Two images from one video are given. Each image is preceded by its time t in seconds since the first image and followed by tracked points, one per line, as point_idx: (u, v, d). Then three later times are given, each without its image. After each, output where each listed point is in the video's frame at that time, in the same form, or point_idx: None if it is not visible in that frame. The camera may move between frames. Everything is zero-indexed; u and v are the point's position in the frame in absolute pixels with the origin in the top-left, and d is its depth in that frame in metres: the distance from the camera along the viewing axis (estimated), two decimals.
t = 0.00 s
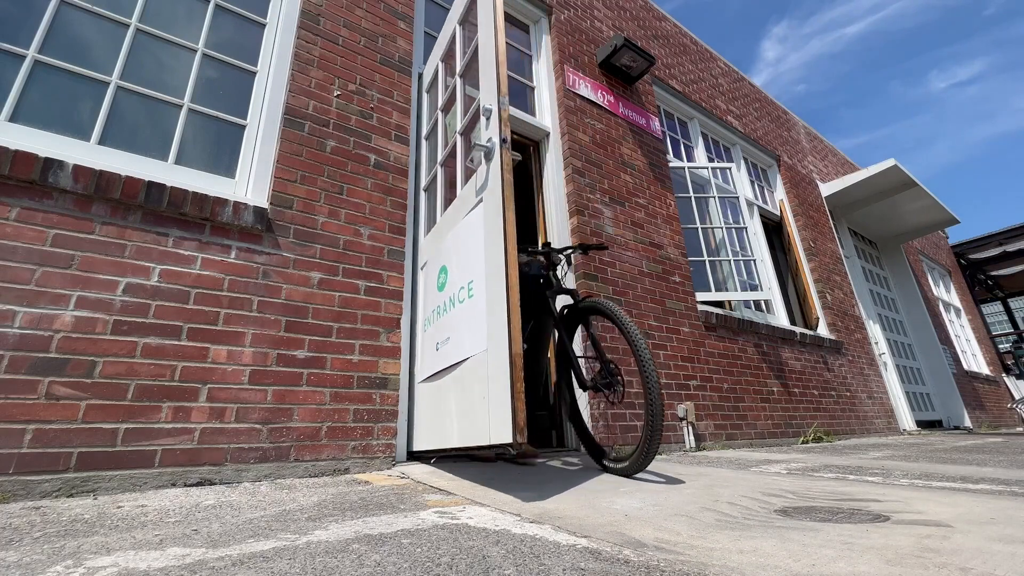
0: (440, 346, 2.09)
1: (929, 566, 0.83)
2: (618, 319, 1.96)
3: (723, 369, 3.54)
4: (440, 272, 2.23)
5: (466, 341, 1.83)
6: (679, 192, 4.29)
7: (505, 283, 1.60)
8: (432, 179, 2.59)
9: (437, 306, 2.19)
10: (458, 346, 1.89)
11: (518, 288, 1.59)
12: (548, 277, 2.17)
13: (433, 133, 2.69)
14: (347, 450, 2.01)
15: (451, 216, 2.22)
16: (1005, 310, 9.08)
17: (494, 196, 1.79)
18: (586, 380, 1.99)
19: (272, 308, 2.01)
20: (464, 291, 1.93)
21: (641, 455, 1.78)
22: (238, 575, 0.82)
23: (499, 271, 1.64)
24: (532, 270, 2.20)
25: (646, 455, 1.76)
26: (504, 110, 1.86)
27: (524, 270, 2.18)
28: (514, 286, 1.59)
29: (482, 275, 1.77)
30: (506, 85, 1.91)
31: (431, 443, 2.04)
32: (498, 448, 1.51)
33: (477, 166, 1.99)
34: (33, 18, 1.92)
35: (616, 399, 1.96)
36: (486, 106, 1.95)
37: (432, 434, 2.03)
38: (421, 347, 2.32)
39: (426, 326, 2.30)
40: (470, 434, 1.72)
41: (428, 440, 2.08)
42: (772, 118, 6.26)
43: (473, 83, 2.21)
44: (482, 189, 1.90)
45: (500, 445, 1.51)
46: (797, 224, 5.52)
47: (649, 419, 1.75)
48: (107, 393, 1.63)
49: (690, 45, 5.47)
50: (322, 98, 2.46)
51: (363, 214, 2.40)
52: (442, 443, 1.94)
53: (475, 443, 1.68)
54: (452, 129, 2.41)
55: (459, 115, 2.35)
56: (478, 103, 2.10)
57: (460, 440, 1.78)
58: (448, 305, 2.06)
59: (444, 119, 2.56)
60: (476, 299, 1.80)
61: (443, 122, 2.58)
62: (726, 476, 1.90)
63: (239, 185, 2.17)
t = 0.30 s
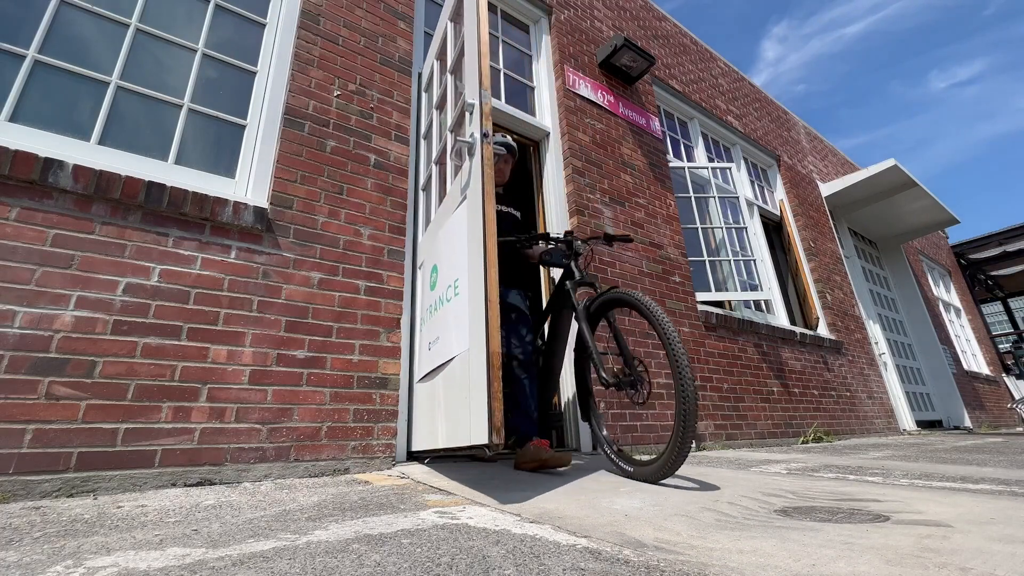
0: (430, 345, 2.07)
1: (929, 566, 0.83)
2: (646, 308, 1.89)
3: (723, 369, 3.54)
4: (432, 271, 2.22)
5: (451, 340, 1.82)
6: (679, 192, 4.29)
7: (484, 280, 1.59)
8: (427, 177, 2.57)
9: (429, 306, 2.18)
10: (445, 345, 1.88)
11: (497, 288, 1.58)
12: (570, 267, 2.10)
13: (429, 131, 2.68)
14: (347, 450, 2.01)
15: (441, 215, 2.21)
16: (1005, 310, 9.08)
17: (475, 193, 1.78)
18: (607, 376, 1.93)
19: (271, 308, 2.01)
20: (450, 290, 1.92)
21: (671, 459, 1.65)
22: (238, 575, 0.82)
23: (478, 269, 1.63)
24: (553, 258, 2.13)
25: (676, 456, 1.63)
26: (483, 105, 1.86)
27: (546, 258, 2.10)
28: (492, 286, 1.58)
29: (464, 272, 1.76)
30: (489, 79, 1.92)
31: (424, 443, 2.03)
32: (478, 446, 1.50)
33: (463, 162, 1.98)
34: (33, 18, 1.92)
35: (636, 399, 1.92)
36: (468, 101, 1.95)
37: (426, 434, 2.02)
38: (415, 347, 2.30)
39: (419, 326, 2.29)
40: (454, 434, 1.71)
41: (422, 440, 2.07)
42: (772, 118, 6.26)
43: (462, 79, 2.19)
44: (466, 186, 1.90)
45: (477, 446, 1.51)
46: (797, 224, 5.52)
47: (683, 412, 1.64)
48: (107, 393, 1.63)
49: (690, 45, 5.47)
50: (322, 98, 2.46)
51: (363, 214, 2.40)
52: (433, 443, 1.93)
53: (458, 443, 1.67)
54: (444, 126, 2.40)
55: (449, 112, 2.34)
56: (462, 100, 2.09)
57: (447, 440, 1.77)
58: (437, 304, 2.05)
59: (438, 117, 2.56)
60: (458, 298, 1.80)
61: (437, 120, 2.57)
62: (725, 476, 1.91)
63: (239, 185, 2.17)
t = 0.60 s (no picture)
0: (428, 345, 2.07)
1: (929, 565, 0.83)
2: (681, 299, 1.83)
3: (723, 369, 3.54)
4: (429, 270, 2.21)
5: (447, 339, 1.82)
6: (679, 192, 4.29)
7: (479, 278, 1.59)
8: (426, 177, 2.56)
9: (427, 305, 2.17)
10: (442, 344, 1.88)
11: (491, 288, 1.58)
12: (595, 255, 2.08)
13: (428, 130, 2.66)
14: (347, 450, 2.01)
15: (439, 214, 2.21)
16: (1005, 310, 9.08)
17: (470, 191, 1.78)
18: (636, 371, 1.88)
19: (272, 308, 2.01)
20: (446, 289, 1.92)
21: (713, 460, 1.57)
22: (238, 575, 0.82)
23: (473, 267, 1.63)
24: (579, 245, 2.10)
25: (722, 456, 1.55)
26: (477, 103, 1.86)
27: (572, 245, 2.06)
28: (486, 286, 1.59)
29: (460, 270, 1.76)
30: (483, 78, 1.92)
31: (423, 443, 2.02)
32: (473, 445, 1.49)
33: (459, 159, 1.97)
34: (32, 18, 1.92)
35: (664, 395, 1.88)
36: (463, 100, 1.95)
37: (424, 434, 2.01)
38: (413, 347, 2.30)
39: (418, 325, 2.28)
40: (451, 434, 1.70)
41: (422, 439, 2.05)
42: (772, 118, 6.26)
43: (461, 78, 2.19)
44: (461, 184, 1.90)
45: (471, 446, 1.52)
46: (796, 224, 5.52)
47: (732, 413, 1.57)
48: (107, 393, 1.63)
49: (690, 45, 5.47)
50: (322, 98, 2.46)
51: (363, 214, 2.40)
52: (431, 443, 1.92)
53: (455, 442, 1.66)
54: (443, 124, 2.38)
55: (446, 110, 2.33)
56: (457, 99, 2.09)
57: (444, 440, 1.76)
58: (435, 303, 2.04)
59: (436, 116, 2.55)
60: (453, 298, 1.80)
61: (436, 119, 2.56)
62: (725, 476, 1.91)
63: (240, 185, 2.17)
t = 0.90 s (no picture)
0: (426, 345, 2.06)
1: (929, 566, 0.83)
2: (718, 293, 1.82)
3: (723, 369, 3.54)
4: (427, 270, 2.20)
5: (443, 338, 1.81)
6: (680, 193, 4.29)
7: (473, 277, 1.59)
8: (424, 177, 2.55)
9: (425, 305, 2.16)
10: (438, 344, 1.87)
11: (483, 287, 1.59)
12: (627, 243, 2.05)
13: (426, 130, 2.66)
14: (347, 450, 2.01)
15: (436, 214, 2.20)
16: (1005, 310, 9.08)
17: (464, 189, 1.77)
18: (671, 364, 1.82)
19: (272, 308, 2.01)
20: (442, 288, 1.91)
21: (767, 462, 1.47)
22: (238, 575, 0.82)
23: (468, 265, 1.63)
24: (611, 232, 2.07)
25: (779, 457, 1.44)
26: (471, 101, 1.86)
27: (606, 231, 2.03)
28: (480, 285, 1.58)
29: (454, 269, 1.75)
30: (478, 77, 1.91)
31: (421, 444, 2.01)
32: (467, 445, 1.49)
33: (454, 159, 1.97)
34: (32, 18, 1.92)
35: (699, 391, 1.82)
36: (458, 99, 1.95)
37: (422, 434, 2.00)
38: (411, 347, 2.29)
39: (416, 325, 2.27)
40: (447, 434, 1.69)
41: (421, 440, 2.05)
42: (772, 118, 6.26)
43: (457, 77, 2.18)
44: (456, 183, 1.89)
45: (464, 446, 1.51)
46: (796, 224, 5.52)
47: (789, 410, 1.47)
48: (107, 393, 1.63)
49: (690, 45, 5.48)
50: (322, 98, 2.46)
51: (363, 214, 2.40)
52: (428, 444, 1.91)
53: (451, 442, 1.65)
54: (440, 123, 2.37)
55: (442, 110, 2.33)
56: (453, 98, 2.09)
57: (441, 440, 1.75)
58: (432, 303, 2.03)
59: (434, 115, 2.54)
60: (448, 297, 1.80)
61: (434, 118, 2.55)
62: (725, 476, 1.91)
63: (239, 185, 2.17)
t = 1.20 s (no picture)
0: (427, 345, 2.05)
1: (929, 566, 0.83)
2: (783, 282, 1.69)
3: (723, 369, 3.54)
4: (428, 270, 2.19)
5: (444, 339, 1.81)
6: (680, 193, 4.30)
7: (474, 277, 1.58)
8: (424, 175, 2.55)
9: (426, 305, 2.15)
10: (439, 344, 1.87)
11: (484, 285, 1.59)
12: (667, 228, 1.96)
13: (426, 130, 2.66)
14: (347, 450, 2.01)
15: (436, 214, 2.20)
16: (1005, 310, 9.07)
17: (464, 189, 1.77)
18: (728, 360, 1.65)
19: (272, 308, 2.01)
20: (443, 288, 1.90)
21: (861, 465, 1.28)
22: (238, 575, 0.82)
23: (468, 266, 1.62)
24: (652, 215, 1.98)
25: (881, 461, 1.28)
26: (471, 101, 1.86)
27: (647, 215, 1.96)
28: (479, 285, 1.58)
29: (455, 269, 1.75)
30: (478, 76, 1.92)
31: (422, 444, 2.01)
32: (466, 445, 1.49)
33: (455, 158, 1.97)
34: (32, 18, 1.92)
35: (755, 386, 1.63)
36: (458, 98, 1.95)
37: (422, 434, 2.00)
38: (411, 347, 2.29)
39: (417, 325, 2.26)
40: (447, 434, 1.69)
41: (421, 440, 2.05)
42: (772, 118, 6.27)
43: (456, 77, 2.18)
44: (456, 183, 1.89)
45: (464, 446, 1.51)
46: (796, 224, 5.53)
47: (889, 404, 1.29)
48: (108, 394, 1.63)
49: (690, 45, 5.48)
50: (322, 98, 2.46)
51: (363, 214, 2.40)
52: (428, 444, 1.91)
53: (450, 442, 1.65)
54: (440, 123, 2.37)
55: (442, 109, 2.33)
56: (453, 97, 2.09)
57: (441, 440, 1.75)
58: (433, 303, 2.03)
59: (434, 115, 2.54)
60: (448, 296, 1.80)
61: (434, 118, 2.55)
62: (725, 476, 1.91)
63: (240, 185, 2.17)
